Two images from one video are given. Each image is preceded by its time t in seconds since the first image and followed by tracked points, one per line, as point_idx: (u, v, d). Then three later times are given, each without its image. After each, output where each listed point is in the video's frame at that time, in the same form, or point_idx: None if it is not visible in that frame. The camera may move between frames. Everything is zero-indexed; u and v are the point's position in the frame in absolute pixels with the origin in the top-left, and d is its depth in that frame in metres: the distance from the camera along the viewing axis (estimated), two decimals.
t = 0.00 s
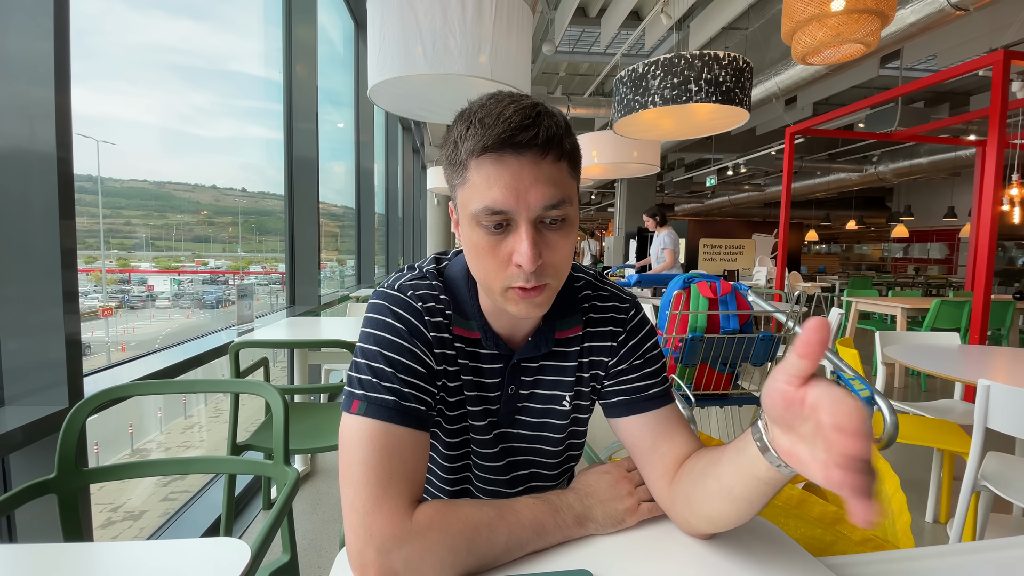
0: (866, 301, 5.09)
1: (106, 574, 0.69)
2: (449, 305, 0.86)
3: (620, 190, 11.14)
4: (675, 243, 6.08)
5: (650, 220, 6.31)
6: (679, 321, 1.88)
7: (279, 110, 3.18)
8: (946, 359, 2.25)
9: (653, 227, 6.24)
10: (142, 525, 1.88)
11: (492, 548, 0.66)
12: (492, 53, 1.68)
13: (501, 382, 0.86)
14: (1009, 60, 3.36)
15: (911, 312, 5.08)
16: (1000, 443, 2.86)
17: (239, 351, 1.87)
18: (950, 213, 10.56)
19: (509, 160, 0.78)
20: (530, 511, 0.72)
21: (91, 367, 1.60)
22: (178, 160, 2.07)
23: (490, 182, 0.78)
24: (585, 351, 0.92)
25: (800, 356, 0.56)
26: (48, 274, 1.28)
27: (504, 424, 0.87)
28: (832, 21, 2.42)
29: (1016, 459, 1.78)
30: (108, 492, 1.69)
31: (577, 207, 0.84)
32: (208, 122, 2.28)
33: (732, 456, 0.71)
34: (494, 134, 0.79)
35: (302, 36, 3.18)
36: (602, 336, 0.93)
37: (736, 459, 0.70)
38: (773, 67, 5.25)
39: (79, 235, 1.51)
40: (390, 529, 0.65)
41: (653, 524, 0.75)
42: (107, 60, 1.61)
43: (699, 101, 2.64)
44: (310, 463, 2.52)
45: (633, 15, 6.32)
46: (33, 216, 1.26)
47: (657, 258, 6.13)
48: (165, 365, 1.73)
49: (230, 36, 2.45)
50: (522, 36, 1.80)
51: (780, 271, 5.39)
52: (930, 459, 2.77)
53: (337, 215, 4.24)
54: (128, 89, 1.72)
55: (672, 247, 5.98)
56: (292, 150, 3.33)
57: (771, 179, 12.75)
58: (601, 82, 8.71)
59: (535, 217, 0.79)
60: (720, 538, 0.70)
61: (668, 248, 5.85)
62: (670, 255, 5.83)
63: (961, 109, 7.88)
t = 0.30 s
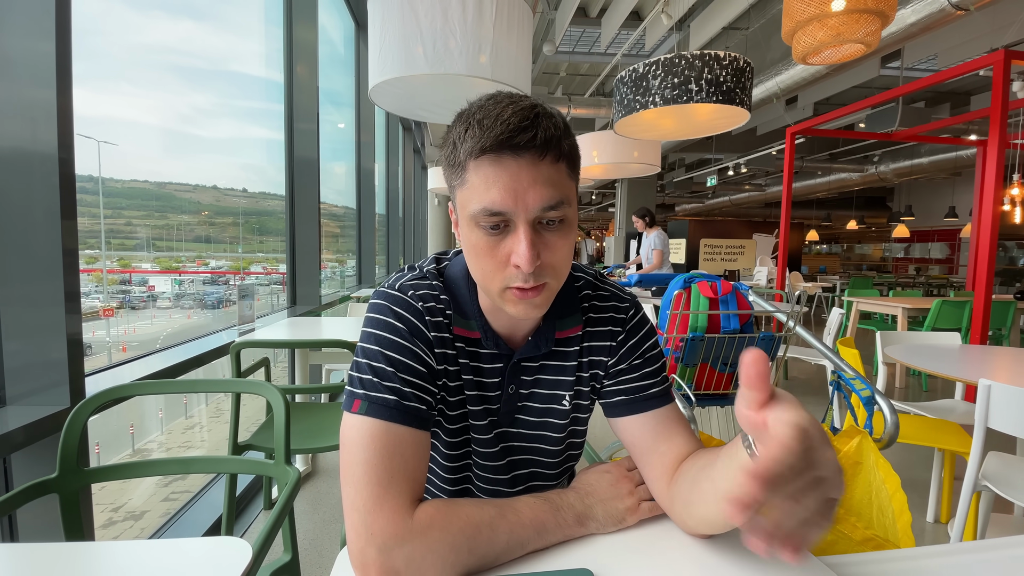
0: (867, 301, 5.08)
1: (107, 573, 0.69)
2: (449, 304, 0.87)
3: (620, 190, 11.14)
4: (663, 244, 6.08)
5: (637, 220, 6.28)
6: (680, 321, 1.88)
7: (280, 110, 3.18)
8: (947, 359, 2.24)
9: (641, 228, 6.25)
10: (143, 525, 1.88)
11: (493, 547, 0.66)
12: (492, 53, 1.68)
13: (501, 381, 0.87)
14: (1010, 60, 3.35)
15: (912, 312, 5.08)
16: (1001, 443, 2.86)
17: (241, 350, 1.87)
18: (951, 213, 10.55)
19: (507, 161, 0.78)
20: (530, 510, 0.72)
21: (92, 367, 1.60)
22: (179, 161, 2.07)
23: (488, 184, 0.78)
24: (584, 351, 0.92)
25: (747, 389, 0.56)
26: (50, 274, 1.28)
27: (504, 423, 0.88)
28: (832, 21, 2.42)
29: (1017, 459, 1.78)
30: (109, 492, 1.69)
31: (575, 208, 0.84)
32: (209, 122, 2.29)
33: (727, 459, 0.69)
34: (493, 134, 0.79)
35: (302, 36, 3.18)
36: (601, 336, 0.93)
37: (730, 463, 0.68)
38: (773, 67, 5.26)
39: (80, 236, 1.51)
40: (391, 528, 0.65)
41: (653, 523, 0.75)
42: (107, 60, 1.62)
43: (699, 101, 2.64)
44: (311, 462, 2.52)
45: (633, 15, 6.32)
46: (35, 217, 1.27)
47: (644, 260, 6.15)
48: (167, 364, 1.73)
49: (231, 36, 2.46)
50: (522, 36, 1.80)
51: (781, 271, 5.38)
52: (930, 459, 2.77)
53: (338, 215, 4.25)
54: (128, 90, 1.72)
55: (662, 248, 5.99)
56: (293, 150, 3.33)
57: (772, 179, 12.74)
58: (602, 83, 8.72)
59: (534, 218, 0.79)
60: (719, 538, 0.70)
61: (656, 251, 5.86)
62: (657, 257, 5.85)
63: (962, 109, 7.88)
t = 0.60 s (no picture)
0: (868, 301, 5.08)
1: (110, 573, 0.70)
2: (450, 305, 0.87)
3: (621, 190, 11.14)
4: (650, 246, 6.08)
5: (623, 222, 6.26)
6: (681, 321, 1.88)
7: (281, 111, 3.18)
8: (949, 359, 2.24)
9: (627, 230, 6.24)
10: (144, 526, 1.88)
11: (494, 546, 0.66)
12: (493, 53, 1.69)
13: (502, 382, 0.87)
14: (1011, 60, 3.34)
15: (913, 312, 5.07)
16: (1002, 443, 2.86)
17: (242, 351, 1.87)
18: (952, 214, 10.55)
19: (502, 162, 0.78)
20: (532, 510, 0.72)
21: (94, 368, 1.60)
22: (180, 161, 2.07)
23: (483, 185, 0.79)
24: (585, 352, 0.92)
25: (764, 351, 0.59)
26: (52, 275, 1.28)
27: (505, 424, 0.88)
28: (833, 21, 2.42)
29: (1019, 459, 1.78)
30: (110, 493, 1.69)
31: (571, 209, 0.84)
32: (210, 123, 2.29)
33: (725, 462, 0.70)
34: (487, 136, 0.79)
35: (303, 37, 3.19)
36: (602, 336, 0.93)
37: (728, 466, 0.69)
38: (774, 67, 5.25)
39: (82, 236, 1.52)
40: (393, 528, 0.65)
41: (655, 523, 0.75)
42: (108, 60, 1.62)
43: (700, 101, 2.64)
44: (312, 463, 2.52)
45: (634, 15, 6.32)
46: (36, 217, 1.27)
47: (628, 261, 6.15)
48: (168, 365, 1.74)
49: (232, 37, 2.46)
50: (523, 37, 1.81)
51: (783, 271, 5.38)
52: (932, 459, 2.77)
53: (338, 215, 4.25)
54: (129, 90, 1.72)
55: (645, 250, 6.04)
56: (294, 151, 3.34)
57: (773, 180, 12.73)
58: (603, 83, 8.72)
59: (529, 219, 0.80)
60: (721, 538, 0.70)
61: (642, 253, 5.86)
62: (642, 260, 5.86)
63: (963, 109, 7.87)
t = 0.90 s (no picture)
0: (869, 302, 5.08)
1: (110, 573, 0.70)
2: (452, 305, 0.87)
3: (622, 190, 11.15)
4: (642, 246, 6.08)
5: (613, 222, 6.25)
6: (681, 321, 1.88)
7: (281, 112, 3.19)
8: (949, 359, 2.24)
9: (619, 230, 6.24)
10: (144, 526, 1.88)
11: (495, 547, 0.66)
12: (493, 54, 1.69)
13: (503, 382, 0.87)
14: (1011, 60, 3.33)
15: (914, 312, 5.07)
16: (1003, 443, 2.86)
17: (242, 351, 1.88)
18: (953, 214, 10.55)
19: (508, 165, 0.78)
20: (533, 511, 0.72)
21: (94, 368, 1.60)
22: (180, 162, 2.08)
23: (488, 188, 0.78)
24: (587, 352, 0.92)
25: (753, 341, 0.59)
26: (53, 276, 1.29)
27: (506, 424, 0.88)
28: (834, 22, 2.42)
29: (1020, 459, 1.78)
30: (111, 493, 1.70)
31: (576, 212, 0.84)
32: (211, 124, 2.30)
33: (719, 458, 0.71)
34: (493, 138, 0.79)
35: (304, 37, 3.19)
36: (603, 337, 0.93)
37: (721, 462, 0.70)
38: (774, 68, 5.25)
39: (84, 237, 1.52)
40: (394, 529, 0.65)
41: (656, 523, 0.75)
42: (108, 61, 1.61)
43: (701, 101, 2.64)
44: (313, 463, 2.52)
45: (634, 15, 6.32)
46: (37, 218, 1.27)
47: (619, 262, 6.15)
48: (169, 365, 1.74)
49: (232, 37, 2.46)
50: (523, 37, 1.81)
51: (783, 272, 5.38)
52: (933, 460, 2.77)
53: (339, 216, 4.25)
54: (130, 91, 1.73)
55: (638, 251, 6.04)
56: (294, 151, 3.34)
57: (773, 180, 12.73)
58: (603, 83, 8.72)
59: (534, 222, 0.80)
60: (722, 538, 0.70)
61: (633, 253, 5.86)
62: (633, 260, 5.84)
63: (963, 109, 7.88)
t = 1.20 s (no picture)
0: (869, 302, 5.08)
1: (111, 573, 0.70)
2: (452, 305, 0.86)
3: (622, 191, 11.15)
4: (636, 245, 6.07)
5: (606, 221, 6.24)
6: (681, 322, 1.89)
7: (281, 112, 3.19)
8: (950, 359, 2.24)
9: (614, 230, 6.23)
10: (144, 526, 1.88)
11: (496, 547, 0.66)
12: (493, 54, 1.68)
13: (505, 382, 0.87)
14: (1011, 61, 3.34)
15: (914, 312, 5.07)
16: (1003, 443, 2.86)
17: (242, 351, 1.88)
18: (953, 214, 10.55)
19: (517, 155, 0.78)
20: (533, 512, 0.72)
21: (95, 369, 1.60)
22: (180, 162, 2.08)
23: (498, 179, 0.78)
24: (588, 351, 0.92)
25: (778, 340, 0.57)
26: (53, 276, 1.29)
27: (508, 424, 0.88)
28: (834, 22, 2.42)
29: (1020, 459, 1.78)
30: (111, 494, 1.70)
31: (583, 204, 0.85)
32: (211, 124, 2.30)
33: (727, 458, 0.71)
34: (503, 128, 0.80)
35: (303, 38, 3.19)
36: (605, 336, 0.93)
37: (729, 461, 0.71)
38: (774, 68, 5.26)
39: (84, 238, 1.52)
40: (394, 529, 0.65)
41: (656, 524, 0.75)
42: (108, 61, 1.61)
43: (701, 101, 2.64)
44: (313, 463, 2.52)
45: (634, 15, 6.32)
46: (37, 219, 1.27)
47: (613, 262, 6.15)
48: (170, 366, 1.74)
49: (232, 38, 2.46)
50: (523, 37, 1.81)
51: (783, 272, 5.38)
52: (933, 460, 2.77)
53: (339, 216, 4.25)
54: (130, 91, 1.73)
55: (631, 251, 6.06)
56: (294, 152, 3.34)
57: (773, 180, 12.72)
58: (603, 83, 8.72)
59: (543, 214, 0.80)
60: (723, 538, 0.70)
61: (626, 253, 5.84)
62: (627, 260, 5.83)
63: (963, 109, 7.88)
